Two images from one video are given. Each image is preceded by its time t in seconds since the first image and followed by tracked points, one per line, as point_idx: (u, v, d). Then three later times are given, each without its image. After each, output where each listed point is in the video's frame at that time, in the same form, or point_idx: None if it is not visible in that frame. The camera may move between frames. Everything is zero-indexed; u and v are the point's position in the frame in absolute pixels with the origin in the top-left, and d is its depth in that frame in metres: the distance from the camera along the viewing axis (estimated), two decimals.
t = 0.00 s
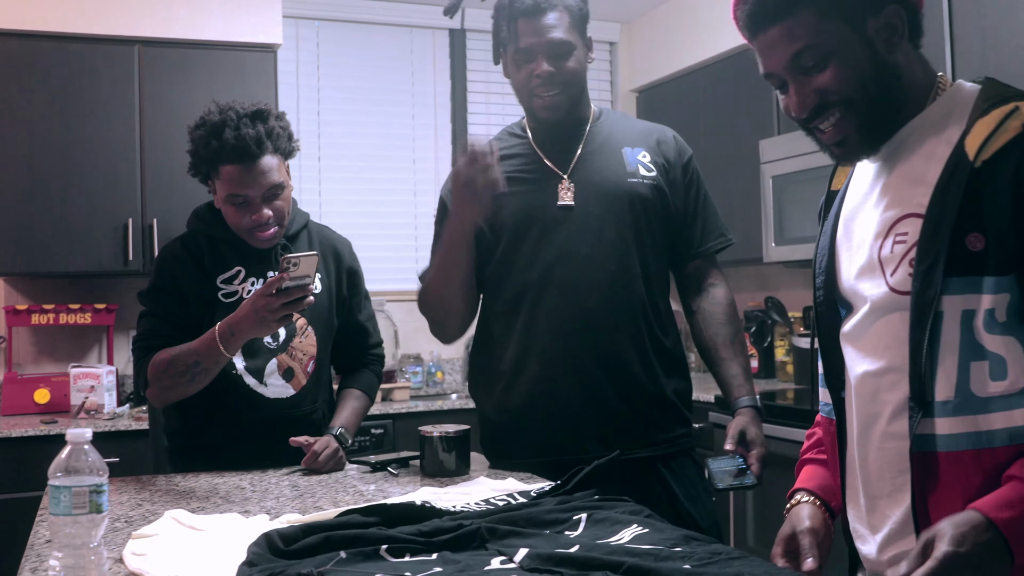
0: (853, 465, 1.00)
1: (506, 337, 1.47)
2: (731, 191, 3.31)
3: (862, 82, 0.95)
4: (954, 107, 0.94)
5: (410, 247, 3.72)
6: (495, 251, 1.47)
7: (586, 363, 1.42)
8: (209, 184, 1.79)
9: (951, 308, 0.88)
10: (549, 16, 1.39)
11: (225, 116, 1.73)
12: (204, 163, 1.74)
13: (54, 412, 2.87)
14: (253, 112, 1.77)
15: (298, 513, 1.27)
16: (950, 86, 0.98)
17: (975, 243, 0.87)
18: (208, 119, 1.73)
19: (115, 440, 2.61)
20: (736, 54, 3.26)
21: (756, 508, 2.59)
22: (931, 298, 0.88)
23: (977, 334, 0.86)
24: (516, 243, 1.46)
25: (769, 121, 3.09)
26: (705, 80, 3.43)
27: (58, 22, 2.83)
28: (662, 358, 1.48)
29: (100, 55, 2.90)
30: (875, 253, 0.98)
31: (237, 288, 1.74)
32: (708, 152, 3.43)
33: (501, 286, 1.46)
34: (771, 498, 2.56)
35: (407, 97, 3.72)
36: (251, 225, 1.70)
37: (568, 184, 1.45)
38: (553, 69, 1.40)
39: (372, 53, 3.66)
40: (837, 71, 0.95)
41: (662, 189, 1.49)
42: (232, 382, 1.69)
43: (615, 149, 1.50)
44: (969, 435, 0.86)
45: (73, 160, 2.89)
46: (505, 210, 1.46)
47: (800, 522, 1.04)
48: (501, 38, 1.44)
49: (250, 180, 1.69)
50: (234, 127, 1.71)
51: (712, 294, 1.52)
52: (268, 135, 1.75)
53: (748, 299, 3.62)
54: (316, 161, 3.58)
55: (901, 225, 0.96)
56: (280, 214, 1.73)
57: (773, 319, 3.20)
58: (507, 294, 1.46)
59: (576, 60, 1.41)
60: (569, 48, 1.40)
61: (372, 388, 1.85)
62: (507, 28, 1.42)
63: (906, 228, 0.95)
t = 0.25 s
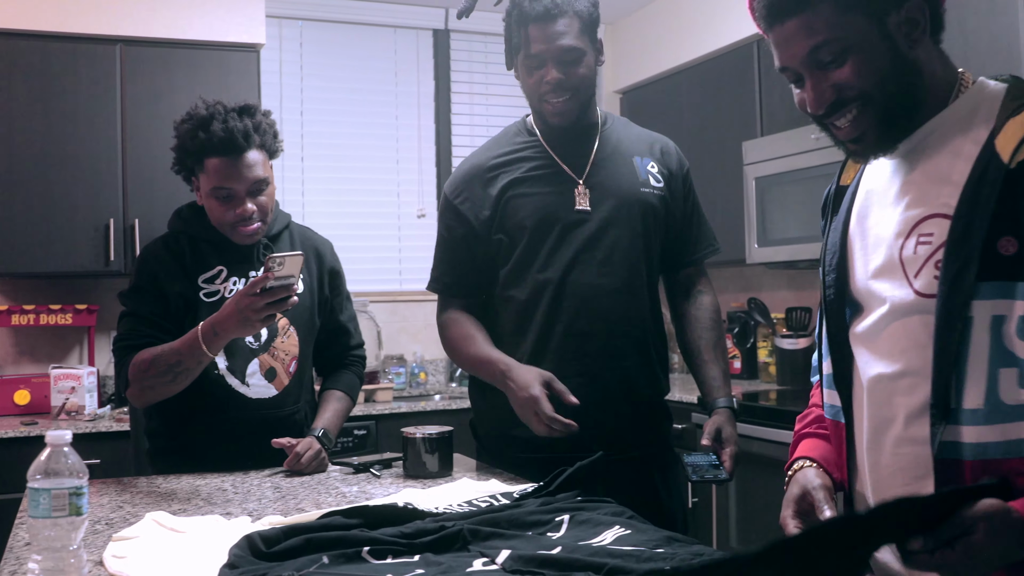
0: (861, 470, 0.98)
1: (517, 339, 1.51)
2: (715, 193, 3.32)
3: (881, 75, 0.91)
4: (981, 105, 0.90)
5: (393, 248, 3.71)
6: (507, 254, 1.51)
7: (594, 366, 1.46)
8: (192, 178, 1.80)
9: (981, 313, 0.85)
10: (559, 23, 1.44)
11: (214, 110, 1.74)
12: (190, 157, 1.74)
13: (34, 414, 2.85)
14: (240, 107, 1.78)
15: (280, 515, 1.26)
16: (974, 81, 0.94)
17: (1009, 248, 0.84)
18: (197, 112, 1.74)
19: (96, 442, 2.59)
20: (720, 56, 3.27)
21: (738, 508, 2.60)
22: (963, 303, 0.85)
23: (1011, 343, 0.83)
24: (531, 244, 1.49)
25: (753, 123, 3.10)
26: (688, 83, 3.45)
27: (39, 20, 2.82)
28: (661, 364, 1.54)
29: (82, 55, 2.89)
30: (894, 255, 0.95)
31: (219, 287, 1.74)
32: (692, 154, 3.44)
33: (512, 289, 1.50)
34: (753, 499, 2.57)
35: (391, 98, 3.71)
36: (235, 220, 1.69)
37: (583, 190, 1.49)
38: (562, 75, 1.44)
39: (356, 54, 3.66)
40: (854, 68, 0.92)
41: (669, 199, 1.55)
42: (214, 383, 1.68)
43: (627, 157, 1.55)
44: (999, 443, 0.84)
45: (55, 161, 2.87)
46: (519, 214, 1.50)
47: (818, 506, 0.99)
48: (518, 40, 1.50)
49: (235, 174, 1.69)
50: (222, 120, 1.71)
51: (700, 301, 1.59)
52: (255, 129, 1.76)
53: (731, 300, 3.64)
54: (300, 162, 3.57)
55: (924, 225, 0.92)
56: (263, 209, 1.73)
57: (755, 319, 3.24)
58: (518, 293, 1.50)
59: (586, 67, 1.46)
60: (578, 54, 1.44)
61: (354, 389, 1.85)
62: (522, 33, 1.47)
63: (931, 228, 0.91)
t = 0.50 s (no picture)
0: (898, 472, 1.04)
1: (513, 337, 1.51)
2: (699, 194, 3.33)
3: (912, 77, 0.94)
4: None
5: (377, 247, 3.71)
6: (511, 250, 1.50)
7: (587, 369, 1.50)
8: (177, 172, 1.81)
9: None
10: (559, 31, 1.42)
11: (202, 102, 1.75)
12: (176, 148, 1.75)
13: (17, 412, 2.84)
14: (228, 101, 1.80)
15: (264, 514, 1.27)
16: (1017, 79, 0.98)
17: None
18: (185, 105, 1.75)
19: (79, 440, 2.59)
20: (706, 58, 3.28)
21: (722, 508, 2.61)
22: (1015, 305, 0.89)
23: None
24: (534, 249, 1.49)
25: (738, 125, 3.11)
26: (673, 85, 3.46)
27: (23, 17, 2.80)
28: (641, 369, 1.58)
29: (67, 52, 2.88)
30: (937, 253, 0.99)
31: (202, 284, 1.74)
32: (676, 155, 3.45)
33: (513, 286, 1.49)
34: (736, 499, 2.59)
35: (376, 97, 3.71)
36: (217, 210, 1.69)
37: (581, 198, 1.51)
38: (561, 83, 1.45)
39: (342, 53, 3.65)
40: (881, 69, 0.95)
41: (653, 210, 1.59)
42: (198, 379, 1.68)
43: (622, 167, 1.57)
44: None
45: (39, 159, 2.86)
46: (525, 212, 1.49)
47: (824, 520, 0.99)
48: (516, 45, 1.49)
49: (218, 163, 1.69)
50: (209, 111, 1.73)
51: (676, 304, 1.67)
52: (241, 122, 1.77)
53: (715, 301, 3.65)
54: (285, 161, 3.57)
55: (968, 227, 0.96)
56: (246, 200, 1.73)
57: (739, 319, 3.26)
58: (517, 298, 1.50)
59: (586, 73, 1.46)
60: (577, 61, 1.44)
61: (337, 389, 1.85)
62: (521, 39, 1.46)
63: (976, 229, 0.95)
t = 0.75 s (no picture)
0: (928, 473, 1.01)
1: (520, 338, 1.50)
2: (691, 192, 3.34)
3: (943, 83, 0.90)
4: None
5: (371, 246, 3.72)
6: (522, 251, 1.49)
7: (589, 368, 1.52)
8: (169, 168, 1.83)
9: None
10: (545, 29, 1.45)
11: (197, 99, 1.77)
12: (170, 143, 1.77)
13: (10, 412, 2.84)
14: (223, 101, 1.82)
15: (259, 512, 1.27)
16: None
17: None
18: (179, 102, 1.77)
19: (73, 440, 2.59)
20: (699, 57, 3.29)
21: (714, 506, 2.62)
22: None
23: None
24: (548, 250, 1.49)
25: (730, 124, 3.12)
26: (665, 84, 3.47)
27: (16, 17, 2.81)
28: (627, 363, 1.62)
29: (60, 52, 2.88)
30: (971, 261, 0.92)
31: (190, 283, 1.74)
32: (669, 154, 3.46)
33: (525, 287, 1.49)
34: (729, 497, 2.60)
35: (369, 97, 3.72)
36: (203, 206, 1.72)
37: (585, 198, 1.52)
38: (551, 80, 1.46)
39: (334, 53, 3.66)
40: (914, 76, 0.91)
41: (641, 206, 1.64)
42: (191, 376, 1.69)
43: (616, 166, 1.61)
44: None
45: (32, 159, 2.86)
46: (540, 214, 1.49)
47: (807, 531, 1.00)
48: (508, 43, 1.51)
49: (207, 157, 1.72)
50: (204, 107, 1.75)
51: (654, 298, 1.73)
52: (234, 120, 1.79)
53: (708, 299, 3.67)
54: (278, 161, 3.57)
55: (1000, 237, 0.88)
56: (233, 198, 1.75)
57: (731, 318, 3.26)
58: (527, 300, 1.49)
59: (574, 70, 1.48)
60: (564, 59, 1.46)
61: (327, 383, 1.86)
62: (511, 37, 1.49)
63: (1005, 241, 0.88)
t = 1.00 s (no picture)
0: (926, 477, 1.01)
1: (519, 341, 1.51)
2: (690, 193, 3.35)
3: (954, 69, 0.90)
4: None
5: (370, 247, 3.73)
6: (516, 254, 1.51)
7: (589, 371, 1.53)
8: (163, 168, 1.84)
9: None
10: (547, 35, 1.46)
11: (197, 102, 1.79)
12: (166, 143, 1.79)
13: (12, 413, 2.86)
14: (223, 105, 1.83)
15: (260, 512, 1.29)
16: None
17: None
18: (180, 106, 1.78)
19: (75, 441, 2.61)
20: (697, 58, 3.30)
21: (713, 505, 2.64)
22: None
23: None
24: (544, 253, 1.51)
25: (728, 125, 3.13)
26: (663, 85, 3.48)
27: (16, 20, 2.81)
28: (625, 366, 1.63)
29: (60, 55, 2.89)
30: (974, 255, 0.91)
31: (178, 288, 1.76)
32: (667, 154, 3.47)
33: (525, 291, 1.50)
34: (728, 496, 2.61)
35: (367, 99, 3.73)
36: (195, 207, 1.73)
37: (582, 201, 1.54)
38: (552, 86, 1.48)
39: (333, 55, 3.67)
40: (926, 58, 0.91)
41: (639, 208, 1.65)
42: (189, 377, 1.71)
43: (614, 168, 1.62)
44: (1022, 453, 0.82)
45: (33, 162, 2.87)
46: (533, 218, 1.52)
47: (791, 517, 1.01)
48: (508, 46, 1.52)
49: (203, 160, 1.74)
50: (202, 111, 1.77)
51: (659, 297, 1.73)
52: (231, 126, 1.81)
53: (707, 299, 3.68)
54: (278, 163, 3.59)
55: (997, 231, 0.88)
56: (224, 202, 1.77)
57: (730, 318, 3.27)
58: (523, 302, 1.51)
59: (576, 75, 1.49)
60: (567, 64, 1.47)
61: (323, 374, 1.86)
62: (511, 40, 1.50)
63: (1001, 234, 0.87)
